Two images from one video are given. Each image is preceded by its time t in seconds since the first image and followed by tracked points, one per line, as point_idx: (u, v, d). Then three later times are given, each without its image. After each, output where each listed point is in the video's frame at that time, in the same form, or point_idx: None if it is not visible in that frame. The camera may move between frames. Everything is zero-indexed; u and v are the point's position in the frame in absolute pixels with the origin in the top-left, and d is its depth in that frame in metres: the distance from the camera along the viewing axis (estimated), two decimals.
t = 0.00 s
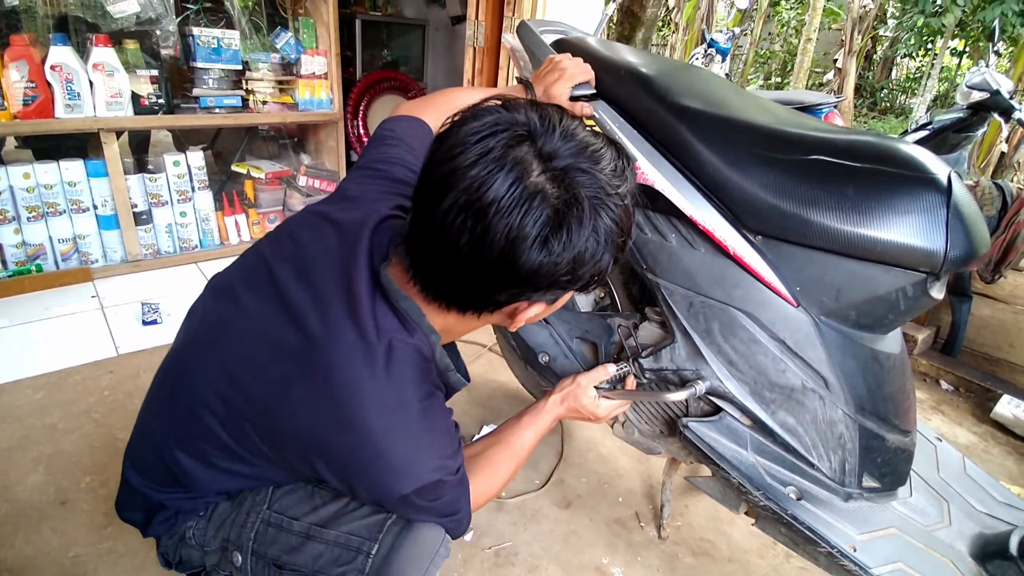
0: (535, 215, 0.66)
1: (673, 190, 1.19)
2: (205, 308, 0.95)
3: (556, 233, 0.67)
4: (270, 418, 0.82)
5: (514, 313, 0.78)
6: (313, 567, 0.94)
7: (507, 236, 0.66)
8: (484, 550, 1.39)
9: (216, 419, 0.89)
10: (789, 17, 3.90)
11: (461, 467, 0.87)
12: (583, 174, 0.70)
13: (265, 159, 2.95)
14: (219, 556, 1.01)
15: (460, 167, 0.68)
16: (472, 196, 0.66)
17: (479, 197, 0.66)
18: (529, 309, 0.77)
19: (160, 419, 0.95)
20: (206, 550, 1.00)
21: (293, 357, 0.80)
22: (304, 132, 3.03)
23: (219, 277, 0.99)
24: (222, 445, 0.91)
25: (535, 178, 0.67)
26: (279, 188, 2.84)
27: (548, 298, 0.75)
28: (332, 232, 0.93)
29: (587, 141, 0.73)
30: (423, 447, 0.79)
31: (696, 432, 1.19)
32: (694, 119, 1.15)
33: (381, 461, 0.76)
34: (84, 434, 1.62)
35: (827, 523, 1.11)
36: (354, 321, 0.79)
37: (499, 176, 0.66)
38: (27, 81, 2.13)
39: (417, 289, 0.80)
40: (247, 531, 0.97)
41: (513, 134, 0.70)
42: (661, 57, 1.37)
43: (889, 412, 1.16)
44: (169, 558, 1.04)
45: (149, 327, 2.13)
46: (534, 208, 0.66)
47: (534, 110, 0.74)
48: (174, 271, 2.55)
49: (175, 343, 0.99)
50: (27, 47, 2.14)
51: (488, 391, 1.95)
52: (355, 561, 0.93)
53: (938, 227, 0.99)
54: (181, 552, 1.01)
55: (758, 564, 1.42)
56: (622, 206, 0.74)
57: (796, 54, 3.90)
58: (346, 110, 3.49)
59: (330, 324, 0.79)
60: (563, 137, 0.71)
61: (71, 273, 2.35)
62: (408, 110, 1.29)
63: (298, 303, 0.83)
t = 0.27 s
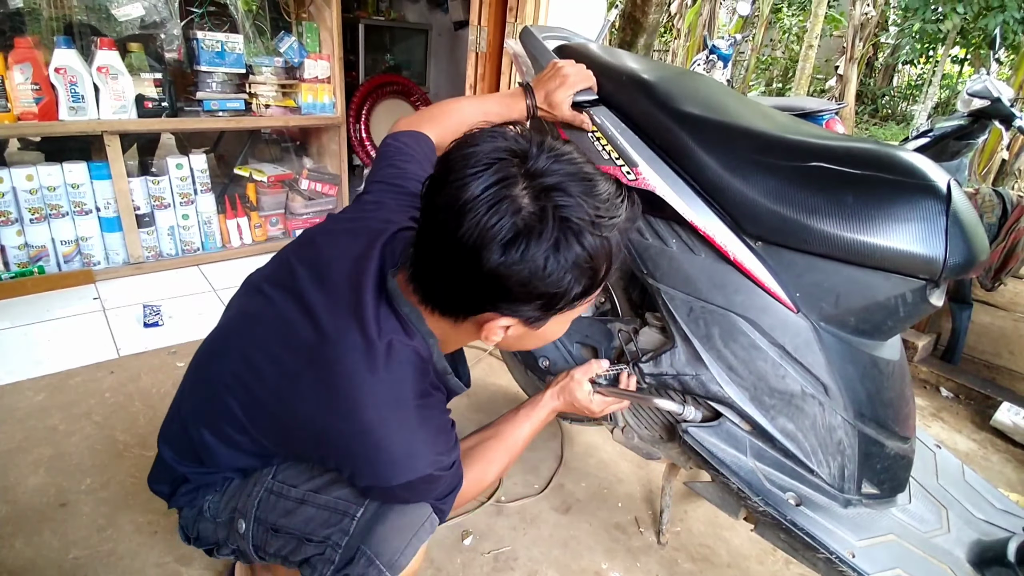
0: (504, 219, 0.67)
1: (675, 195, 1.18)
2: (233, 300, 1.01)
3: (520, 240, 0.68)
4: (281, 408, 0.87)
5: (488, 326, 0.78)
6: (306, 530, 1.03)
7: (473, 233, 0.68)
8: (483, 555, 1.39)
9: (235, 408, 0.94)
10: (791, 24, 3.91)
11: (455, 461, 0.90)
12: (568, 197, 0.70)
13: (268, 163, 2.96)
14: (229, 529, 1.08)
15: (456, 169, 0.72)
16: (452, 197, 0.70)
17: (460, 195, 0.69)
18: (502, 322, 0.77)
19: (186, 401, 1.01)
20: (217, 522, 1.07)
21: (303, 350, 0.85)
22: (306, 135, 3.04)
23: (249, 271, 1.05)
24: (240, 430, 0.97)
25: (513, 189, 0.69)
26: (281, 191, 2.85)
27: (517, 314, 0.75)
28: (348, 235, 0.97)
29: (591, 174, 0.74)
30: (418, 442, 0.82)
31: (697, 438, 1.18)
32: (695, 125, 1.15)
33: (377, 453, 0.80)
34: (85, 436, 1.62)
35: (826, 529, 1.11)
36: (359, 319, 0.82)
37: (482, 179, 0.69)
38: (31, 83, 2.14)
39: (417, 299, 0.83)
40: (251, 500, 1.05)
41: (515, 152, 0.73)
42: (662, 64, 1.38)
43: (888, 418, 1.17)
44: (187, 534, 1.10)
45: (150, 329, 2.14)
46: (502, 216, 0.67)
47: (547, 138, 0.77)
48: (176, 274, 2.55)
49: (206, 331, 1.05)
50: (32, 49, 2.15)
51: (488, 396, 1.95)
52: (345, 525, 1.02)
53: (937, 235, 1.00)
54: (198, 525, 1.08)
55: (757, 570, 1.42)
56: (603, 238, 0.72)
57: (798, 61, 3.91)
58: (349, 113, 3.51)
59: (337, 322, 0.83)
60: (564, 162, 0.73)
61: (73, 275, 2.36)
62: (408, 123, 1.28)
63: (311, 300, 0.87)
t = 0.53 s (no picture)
0: (451, 220, 0.66)
1: (676, 196, 1.19)
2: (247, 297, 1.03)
3: (459, 247, 0.66)
4: (282, 405, 0.89)
5: (439, 333, 0.77)
6: (302, 518, 1.04)
7: (423, 229, 0.68)
8: (483, 557, 1.39)
9: (241, 404, 0.96)
10: (791, 26, 3.92)
11: (450, 459, 0.89)
12: (525, 214, 0.66)
13: (267, 164, 2.95)
14: (235, 519, 1.09)
15: (438, 163, 0.72)
16: (419, 193, 0.70)
17: (425, 188, 0.69)
18: (453, 330, 0.76)
19: (204, 395, 1.05)
20: (226, 511, 1.09)
21: (300, 349, 0.86)
22: (306, 136, 3.04)
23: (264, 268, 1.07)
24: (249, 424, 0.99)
25: (473, 194, 0.67)
26: (281, 192, 2.85)
27: (460, 324, 0.73)
28: (352, 235, 0.97)
29: (567, 198, 0.69)
30: (408, 441, 0.82)
31: (698, 439, 1.18)
32: (696, 126, 1.15)
33: (368, 451, 0.81)
34: (84, 438, 1.62)
35: (826, 530, 1.11)
36: (352, 320, 0.82)
37: (452, 177, 0.69)
38: (31, 84, 2.14)
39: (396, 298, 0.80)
40: (256, 488, 1.05)
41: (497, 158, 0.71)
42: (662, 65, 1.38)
43: (889, 419, 1.16)
44: (203, 523, 1.13)
45: (150, 330, 2.13)
46: (452, 218, 0.66)
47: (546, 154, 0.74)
48: (175, 275, 2.55)
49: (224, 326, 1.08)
50: (32, 51, 2.15)
51: (488, 397, 1.95)
52: (339, 515, 1.02)
53: (938, 236, 0.99)
54: (210, 515, 1.11)
55: (757, 572, 1.42)
56: (553, 265, 0.68)
57: (797, 62, 3.92)
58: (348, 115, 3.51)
59: (331, 323, 0.84)
60: (542, 179, 0.69)
61: (72, 277, 2.36)
62: (410, 132, 1.28)
63: (310, 300, 0.88)
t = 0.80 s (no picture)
0: (443, 220, 0.67)
1: (679, 197, 1.19)
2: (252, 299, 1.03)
3: (444, 248, 0.66)
4: (285, 406, 0.88)
5: (424, 334, 0.77)
6: (310, 518, 1.04)
7: (416, 225, 0.69)
8: (481, 560, 1.39)
9: (245, 403, 0.96)
10: (790, 30, 3.93)
11: (451, 460, 0.89)
12: (514, 225, 0.66)
13: (268, 166, 2.96)
14: (238, 519, 1.10)
15: (447, 166, 0.73)
16: (422, 193, 0.71)
17: (427, 187, 0.70)
18: (437, 332, 0.75)
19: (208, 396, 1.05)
20: (229, 512, 1.09)
21: (304, 350, 0.86)
22: (306, 139, 3.04)
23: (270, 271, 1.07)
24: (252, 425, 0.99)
25: (473, 198, 0.68)
26: (281, 195, 2.85)
27: (441, 325, 0.73)
28: (357, 237, 0.98)
29: (564, 217, 0.69)
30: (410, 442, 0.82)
31: (698, 439, 1.19)
32: (700, 127, 1.16)
33: (370, 452, 0.81)
34: (82, 440, 1.62)
35: (826, 531, 1.11)
36: (357, 321, 0.83)
37: (456, 181, 0.70)
38: (32, 86, 2.14)
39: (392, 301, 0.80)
40: (261, 489, 1.05)
41: (503, 169, 0.71)
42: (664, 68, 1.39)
43: (889, 422, 1.16)
44: (201, 525, 1.13)
45: (149, 332, 2.13)
46: (445, 219, 0.67)
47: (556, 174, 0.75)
48: (175, 277, 2.55)
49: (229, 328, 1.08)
50: (33, 52, 2.16)
51: (487, 400, 1.95)
52: (347, 515, 1.03)
53: (939, 239, 0.99)
54: (210, 516, 1.11)
55: None
56: (536, 279, 0.67)
57: (797, 66, 3.93)
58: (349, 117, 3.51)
59: (336, 324, 0.84)
60: (542, 195, 0.69)
61: (71, 278, 2.35)
62: (416, 135, 1.28)
63: (316, 301, 0.88)
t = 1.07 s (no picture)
0: (455, 220, 0.67)
1: (688, 191, 1.19)
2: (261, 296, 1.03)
3: (456, 247, 0.66)
4: (294, 403, 0.88)
5: (434, 331, 0.76)
6: (322, 514, 1.04)
7: (428, 225, 0.69)
8: (480, 561, 1.39)
9: (254, 400, 0.95)
10: (789, 32, 3.94)
11: (458, 457, 0.89)
12: (525, 225, 0.66)
13: (267, 168, 2.95)
14: (245, 517, 1.10)
15: (458, 167, 0.73)
16: (433, 193, 0.71)
17: (438, 187, 0.70)
18: (446, 330, 0.75)
19: (214, 393, 1.05)
20: (235, 511, 1.10)
21: (312, 348, 0.85)
22: (306, 140, 3.05)
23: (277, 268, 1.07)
24: (259, 423, 0.99)
25: (483, 199, 0.68)
26: (280, 196, 2.85)
27: (451, 323, 0.73)
28: (367, 236, 0.97)
29: (575, 218, 0.69)
30: (419, 440, 0.82)
31: (702, 432, 1.19)
32: (709, 122, 1.15)
33: (379, 450, 0.81)
34: (80, 441, 1.61)
35: (829, 526, 1.11)
36: (368, 319, 0.82)
37: (467, 181, 0.70)
38: (31, 87, 2.15)
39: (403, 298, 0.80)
40: (270, 486, 1.05)
41: (514, 170, 0.72)
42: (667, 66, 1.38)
43: (893, 418, 1.16)
44: (205, 525, 1.13)
45: (147, 333, 2.13)
46: (457, 219, 0.67)
47: (565, 176, 0.75)
48: (173, 277, 2.55)
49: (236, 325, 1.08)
50: (32, 53, 2.15)
51: (486, 401, 1.95)
52: (359, 509, 1.03)
53: (946, 236, 0.99)
54: (214, 516, 1.11)
55: None
56: (547, 279, 0.67)
57: (796, 69, 3.94)
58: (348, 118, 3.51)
59: (345, 322, 0.84)
60: (553, 196, 0.69)
61: (70, 279, 2.35)
62: (427, 131, 1.28)
63: (326, 299, 0.88)
